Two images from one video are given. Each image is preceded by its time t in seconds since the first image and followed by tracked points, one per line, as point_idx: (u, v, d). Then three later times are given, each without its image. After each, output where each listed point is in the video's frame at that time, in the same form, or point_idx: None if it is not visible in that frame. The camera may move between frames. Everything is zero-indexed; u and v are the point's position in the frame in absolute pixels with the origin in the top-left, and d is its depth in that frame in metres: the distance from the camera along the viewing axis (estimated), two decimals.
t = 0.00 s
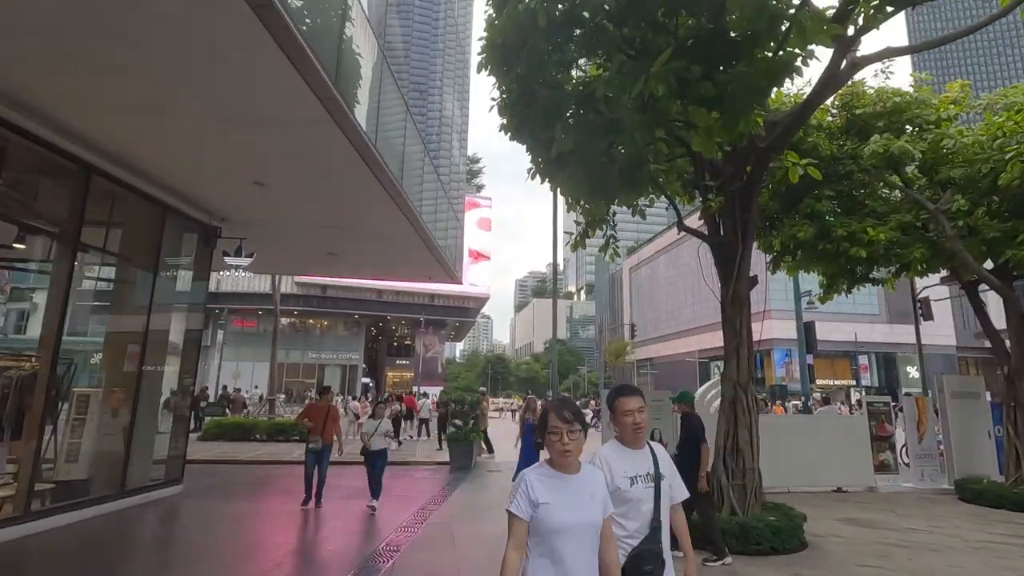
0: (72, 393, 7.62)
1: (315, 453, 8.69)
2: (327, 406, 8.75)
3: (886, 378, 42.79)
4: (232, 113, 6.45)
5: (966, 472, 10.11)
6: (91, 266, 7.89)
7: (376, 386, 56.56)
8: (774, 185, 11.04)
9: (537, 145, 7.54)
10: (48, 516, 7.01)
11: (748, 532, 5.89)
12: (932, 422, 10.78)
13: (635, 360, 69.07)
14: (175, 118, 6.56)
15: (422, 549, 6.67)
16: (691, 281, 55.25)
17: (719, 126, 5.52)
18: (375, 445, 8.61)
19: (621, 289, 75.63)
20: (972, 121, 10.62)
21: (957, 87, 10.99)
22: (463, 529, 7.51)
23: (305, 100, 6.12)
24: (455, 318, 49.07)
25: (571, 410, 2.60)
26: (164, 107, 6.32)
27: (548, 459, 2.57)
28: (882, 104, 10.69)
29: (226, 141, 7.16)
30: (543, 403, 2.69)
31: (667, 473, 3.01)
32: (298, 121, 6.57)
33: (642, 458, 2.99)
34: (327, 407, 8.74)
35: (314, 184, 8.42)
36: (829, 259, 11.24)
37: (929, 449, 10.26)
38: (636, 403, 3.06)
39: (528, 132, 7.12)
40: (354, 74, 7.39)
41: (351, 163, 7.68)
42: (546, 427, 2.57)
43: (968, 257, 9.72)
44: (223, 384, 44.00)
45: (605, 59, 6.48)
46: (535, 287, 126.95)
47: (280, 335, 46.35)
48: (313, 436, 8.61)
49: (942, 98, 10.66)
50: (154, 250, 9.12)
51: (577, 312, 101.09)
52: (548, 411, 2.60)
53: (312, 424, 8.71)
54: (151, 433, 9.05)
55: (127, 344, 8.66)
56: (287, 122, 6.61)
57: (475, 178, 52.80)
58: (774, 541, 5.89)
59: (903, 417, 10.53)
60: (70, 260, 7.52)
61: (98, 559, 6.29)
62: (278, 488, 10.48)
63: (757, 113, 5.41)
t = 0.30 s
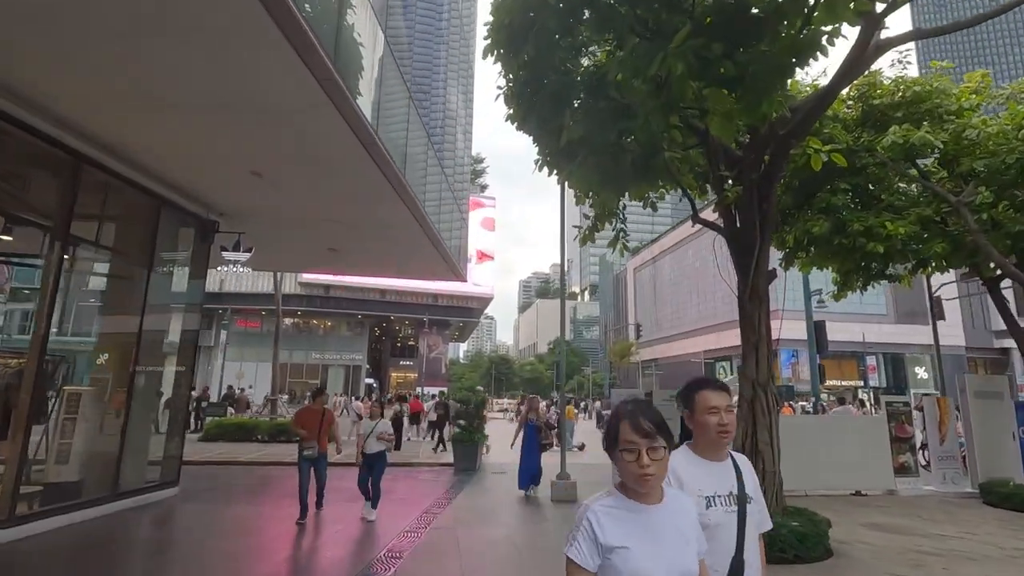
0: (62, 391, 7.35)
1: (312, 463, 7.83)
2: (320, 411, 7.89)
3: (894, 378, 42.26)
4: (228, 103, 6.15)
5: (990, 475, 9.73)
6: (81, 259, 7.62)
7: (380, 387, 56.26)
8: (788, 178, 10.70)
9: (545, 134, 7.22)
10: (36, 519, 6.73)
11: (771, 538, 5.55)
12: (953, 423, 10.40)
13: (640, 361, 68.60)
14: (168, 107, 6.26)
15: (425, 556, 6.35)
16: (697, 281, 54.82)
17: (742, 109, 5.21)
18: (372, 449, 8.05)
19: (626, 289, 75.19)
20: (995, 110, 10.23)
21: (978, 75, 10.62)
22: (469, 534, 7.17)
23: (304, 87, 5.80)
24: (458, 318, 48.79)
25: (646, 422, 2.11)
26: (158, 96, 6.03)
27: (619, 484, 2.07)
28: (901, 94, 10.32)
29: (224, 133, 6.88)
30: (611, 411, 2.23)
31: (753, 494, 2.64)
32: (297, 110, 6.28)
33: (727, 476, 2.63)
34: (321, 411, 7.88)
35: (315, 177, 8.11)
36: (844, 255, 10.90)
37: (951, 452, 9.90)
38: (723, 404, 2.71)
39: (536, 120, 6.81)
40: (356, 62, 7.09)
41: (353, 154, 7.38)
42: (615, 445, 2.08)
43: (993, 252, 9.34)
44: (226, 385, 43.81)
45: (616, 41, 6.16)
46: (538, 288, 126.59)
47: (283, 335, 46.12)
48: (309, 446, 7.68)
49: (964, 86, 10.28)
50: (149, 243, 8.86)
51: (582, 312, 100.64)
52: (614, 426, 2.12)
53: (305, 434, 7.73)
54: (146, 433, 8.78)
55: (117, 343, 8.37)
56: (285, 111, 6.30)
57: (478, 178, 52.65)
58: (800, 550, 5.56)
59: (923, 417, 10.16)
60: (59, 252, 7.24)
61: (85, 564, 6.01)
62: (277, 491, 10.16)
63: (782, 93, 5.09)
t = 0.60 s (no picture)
0: (38, 393, 7.00)
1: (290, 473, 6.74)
2: (305, 410, 6.98)
3: (891, 379, 42.17)
4: (214, 87, 5.84)
5: (1003, 479, 9.45)
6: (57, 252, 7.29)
7: (375, 386, 55.85)
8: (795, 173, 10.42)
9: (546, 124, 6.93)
10: (7, 525, 6.38)
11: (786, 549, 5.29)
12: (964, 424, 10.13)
13: (637, 361, 68.42)
14: (151, 92, 5.95)
15: (420, 564, 6.05)
16: (695, 281, 54.60)
17: (757, 93, 4.92)
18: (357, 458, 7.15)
19: (622, 289, 75.03)
20: (1008, 103, 9.93)
21: (990, 67, 10.35)
22: (466, 542, 6.85)
23: (291, 68, 5.49)
24: (454, 318, 48.56)
25: (810, 450, 1.54)
26: (140, 80, 5.73)
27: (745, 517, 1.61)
28: (912, 87, 10.04)
29: (211, 120, 6.58)
30: (741, 414, 1.71)
31: (933, 559, 2.05)
32: (287, 94, 5.94)
33: (892, 525, 2.07)
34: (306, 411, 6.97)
35: (307, 167, 7.79)
36: (851, 253, 10.66)
37: (962, 455, 9.65)
38: (884, 421, 2.13)
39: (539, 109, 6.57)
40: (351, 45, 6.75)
41: (347, 143, 7.06)
42: (755, 473, 1.56)
43: (1007, 248, 9.07)
44: (220, 384, 43.34)
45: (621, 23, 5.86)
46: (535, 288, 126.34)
47: (278, 334, 45.66)
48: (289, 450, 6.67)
49: (977, 78, 10.00)
50: (132, 236, 8.52)
51: (579, 312, 100.41)
52: (748, 443, 1.58)
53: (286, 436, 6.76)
54: (129, 435, 8.43)
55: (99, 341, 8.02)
56: (273, 88, 5.84)
57: (476, 177, 52.22)
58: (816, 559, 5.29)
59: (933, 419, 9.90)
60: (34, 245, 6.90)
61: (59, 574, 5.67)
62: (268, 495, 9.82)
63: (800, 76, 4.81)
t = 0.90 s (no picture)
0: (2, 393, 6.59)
1: (266, 483, 6.06)
2: (284, 414, 6.31)
3: (884, 381, 42.18)
4: (193, 64, 5.49)
5: (1010, 483, 9.21)
6: (26, 245, 6.90)
7: (367, 389, 55.26)
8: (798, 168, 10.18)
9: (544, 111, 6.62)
10: None
11: (802, 560, 5.00)
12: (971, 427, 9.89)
13: (630, 363, 68.27)
14: (126, 72, 5.61)
15: None
16: (688, 283, 54.50)
17: (770, 72, 4.63)
18: (328, 466, 6.24)
19: (616, 291, 74.90)
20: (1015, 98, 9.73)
21: (997, 61, 10.15)
22: (459, 551, 6.51)
23: (275, 42, 5.10)
24: (447, 319, 48.19)
25: None
26: (110, 57, 5.37)
27: None
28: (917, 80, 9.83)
29: (191, 102, 6.21)
30: None
31: None
32: (272, 72, 5.59)
33: None
34: (285, 414, 6.30)
35: (293, 153, 7.41)
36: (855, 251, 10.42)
37: (970, 457, 9.38)
38: None
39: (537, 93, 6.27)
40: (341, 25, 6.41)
41: (335, 126, 6.69)
42: None
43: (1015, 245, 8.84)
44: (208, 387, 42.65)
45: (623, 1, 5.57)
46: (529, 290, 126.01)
47: (269, 336, 45.05)
48: (264, 457, 6.06)
49: (983, 71, 9.79)
50: (110, 229, 8.15)
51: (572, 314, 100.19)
52: None
53: (262, 443, 6.13)
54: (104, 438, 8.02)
55: (72, 340, 7.63)
56: (255, 66, 5.49)
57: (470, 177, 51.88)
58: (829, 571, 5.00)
59: (939, 421, 9.66)
60: None
61: None
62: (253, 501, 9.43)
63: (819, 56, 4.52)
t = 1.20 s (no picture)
0: None
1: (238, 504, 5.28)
2: (259, 424, 5.53)
3: (881, 383, 42.07)
4: (171, 43, 5.12)
5: None
6: None
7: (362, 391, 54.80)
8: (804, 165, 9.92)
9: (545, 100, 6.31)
10: None
11: (822, 575, 4.69)
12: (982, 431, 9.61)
13: (627, 365, 68.04)
14: (101, 53, 5.26)
15: None
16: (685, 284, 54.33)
17: (787, 53, 4.33)
18: (303, 486, 5.48)
19: (612, 293, 74.71)
20: None
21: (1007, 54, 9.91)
22: (455, 565, 6.16)
23: (258, 19, 4.73)
24: (443, 321, 47.85)
25: None
26: (80, 38, 5.02)
27: None
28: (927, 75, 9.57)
29: (172, 87, 5.85)
30: None
31: None
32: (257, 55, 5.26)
33: None
34: (260, 426, 5.52)
35: (281, 143, 7.06)
36: (860, 252, 10.16)
37: (981, 462, 9.12)
38: None
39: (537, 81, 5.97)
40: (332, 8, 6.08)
41: (325, 114, 6.34)
42: None
43: None
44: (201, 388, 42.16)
45: None
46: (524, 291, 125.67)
47: (262, 337, 44.57)
48: (236, 475, 5.23)
49: (995, 65, 9.53)
50: (88, 225, 7.81)
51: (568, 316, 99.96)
52: None
53: (232, 458, 5.31)
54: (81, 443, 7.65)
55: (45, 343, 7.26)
56: (238, 49, 5.16)
57: (467, 178, 51.59)
58: None
59: (949, 426, 9.39)
60: None
61: None
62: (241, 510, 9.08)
63: (844, 35, 4.22)
